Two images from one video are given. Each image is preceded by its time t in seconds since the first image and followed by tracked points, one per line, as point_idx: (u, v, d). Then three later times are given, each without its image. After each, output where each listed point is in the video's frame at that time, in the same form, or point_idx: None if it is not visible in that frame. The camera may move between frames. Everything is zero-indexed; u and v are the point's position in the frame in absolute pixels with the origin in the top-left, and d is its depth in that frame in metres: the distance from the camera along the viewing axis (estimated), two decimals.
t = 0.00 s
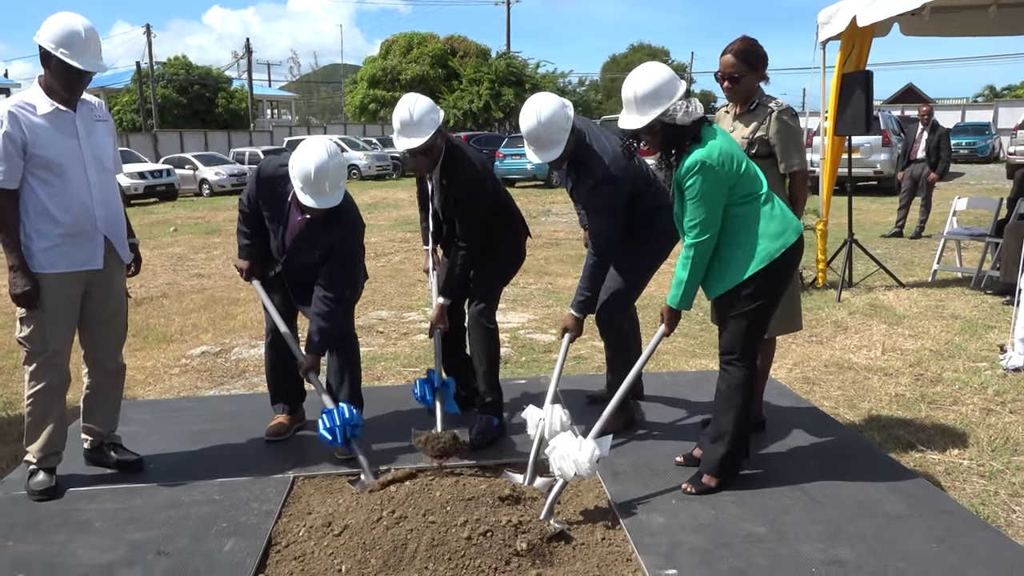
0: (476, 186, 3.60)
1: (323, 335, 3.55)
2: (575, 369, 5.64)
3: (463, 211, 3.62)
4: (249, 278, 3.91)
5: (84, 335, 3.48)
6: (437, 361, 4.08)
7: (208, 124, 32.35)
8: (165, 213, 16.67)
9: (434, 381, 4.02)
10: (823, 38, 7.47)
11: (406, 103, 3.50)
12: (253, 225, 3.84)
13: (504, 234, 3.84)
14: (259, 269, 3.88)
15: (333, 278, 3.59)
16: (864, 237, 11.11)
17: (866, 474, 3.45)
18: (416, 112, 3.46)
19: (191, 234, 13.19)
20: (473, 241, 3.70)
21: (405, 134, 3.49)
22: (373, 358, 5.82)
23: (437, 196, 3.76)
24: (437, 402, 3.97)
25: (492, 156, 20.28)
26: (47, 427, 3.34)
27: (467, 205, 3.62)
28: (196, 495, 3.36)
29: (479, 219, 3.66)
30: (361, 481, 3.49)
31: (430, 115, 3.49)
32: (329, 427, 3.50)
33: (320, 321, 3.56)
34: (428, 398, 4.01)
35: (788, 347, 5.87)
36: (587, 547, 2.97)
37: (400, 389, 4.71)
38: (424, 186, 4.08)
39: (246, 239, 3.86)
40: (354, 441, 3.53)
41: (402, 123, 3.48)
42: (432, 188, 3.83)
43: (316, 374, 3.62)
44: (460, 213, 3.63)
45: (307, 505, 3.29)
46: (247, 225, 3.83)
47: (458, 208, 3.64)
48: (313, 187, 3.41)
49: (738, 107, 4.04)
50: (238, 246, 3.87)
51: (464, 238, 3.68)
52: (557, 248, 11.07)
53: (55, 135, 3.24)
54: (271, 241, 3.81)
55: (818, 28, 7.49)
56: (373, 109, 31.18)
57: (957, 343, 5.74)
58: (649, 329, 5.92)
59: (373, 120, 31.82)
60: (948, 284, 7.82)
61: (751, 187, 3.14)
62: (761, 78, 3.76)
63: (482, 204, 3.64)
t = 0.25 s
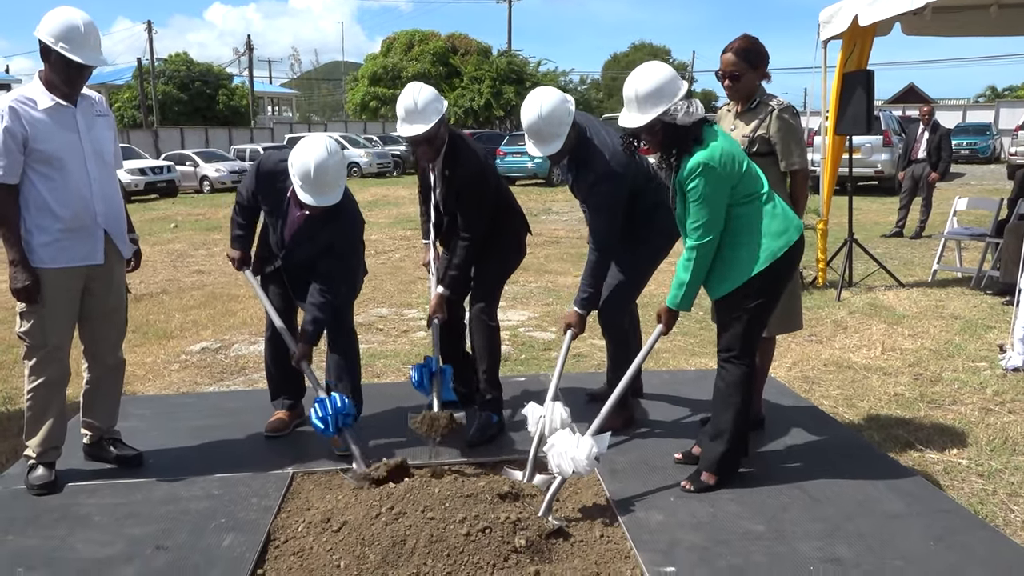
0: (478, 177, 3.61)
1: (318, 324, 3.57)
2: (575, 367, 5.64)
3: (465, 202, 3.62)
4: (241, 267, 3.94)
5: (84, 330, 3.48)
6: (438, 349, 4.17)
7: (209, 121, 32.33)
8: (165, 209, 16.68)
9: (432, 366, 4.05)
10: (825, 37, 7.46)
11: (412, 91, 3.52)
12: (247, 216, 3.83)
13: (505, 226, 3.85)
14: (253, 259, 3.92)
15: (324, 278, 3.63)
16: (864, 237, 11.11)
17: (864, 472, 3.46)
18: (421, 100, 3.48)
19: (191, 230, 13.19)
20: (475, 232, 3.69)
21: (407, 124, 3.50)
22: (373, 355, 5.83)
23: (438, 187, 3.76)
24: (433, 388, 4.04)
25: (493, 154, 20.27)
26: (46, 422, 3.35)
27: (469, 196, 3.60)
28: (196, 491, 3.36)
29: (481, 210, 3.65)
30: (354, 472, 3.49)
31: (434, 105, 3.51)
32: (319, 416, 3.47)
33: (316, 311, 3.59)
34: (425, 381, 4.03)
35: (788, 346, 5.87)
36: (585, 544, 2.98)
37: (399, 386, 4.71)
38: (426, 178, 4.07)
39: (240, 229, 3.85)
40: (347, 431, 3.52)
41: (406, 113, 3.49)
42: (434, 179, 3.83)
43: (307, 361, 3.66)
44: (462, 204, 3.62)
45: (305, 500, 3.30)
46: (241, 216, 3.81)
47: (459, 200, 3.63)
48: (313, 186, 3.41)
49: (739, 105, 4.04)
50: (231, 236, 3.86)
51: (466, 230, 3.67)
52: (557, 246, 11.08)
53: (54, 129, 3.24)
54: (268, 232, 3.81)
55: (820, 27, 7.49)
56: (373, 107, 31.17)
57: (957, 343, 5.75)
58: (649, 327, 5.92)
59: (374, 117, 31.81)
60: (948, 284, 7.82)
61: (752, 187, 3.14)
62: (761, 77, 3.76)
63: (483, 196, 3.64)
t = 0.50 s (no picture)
0: (482, 166, 3.64)
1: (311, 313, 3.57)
2: (572, 369, 5.64)
3: (467, 191, 3.64)
4: (234, 254, 3.97)
5: (81, 325, 3.47)
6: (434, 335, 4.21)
7: (209, 118, 32.31)
8: (164, 205, 16.66)
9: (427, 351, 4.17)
10: (826, 43, 7.47)
11: (417, 81, 3.61)
12: (241, 205, 3.83)
13: (505, 219, 3.85)
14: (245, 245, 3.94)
15: (320, 277, 3.59)
16: (862, 244, 11.11)
17: (859, 479, 3.46)
18: (426, 87, 3.55)
19: (189, 226, 13.18)
20: (476, 223, 3.70)
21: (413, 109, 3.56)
22: (369, 354, 5.81)
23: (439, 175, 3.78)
24: (426, 373, 4.16)
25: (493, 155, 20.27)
26: (41, 417, 3.34)
27: (471, 183, 3.63)
28: (190, 488, 3.35)
29: (484, 198, 3.67)
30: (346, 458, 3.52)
31: (439, 92, 3.57)
32: (307, 404, 3.61)
33: (310, 300, 3.58)
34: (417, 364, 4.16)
35: (785, 352, 5.87)
36: (579, 547, 2.97)
37: (394, 386, 4.70)
38: (428, 168, 4.09)
39: (234, 218, 3.85)
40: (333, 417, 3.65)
41: (411, 100, 3.57)
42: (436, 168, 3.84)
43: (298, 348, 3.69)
44: (465, 192, 3.65)
45: (300, 499, 3.28)
46: (235, 203, 3.82)
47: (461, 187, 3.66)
48: (308, 181, 3.42)
49: (741, 110, 4.04)
50: (224, 223, 3.85)
51: (467, 220, 3.68)
52: (556, 248, 11.08)
53: (54, 122, 3.23)
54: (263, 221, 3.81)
55: (822, 33, 7.50)
56: (374, 106, 31.17)
57: (954, 351, 5.75)
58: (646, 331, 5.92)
59: (374, 117, 31.80)
60: (946, 292, 7.83)
61: (747, 198, 3.12)
62: (763, 81, 3.76)
63: (485, 185, 3.66)
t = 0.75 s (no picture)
0: (488, 161, 3.62)
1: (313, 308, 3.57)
2: (575, 371, 5.63)
3: (473, 185, 3.63)
4: (238, 251, 3.95)
5: (85, 327, 3.48)
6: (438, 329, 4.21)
7: (213, 119, 32.38)
8: (168, 207, 16.70)
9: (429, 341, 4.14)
10: (830, 45, 7.46)
11: (424, 71, 3.61)
12: (244, 204, 3.85)
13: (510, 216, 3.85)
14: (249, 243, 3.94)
15: (320, 273, 3.61)
16: (866, 245, 11.09)
17: (864, 482, 3.45)
18: (435, 77, 3.55)
19: (194, 228, 13.20)
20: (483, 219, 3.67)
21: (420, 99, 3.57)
22: (373, 356, 5.81)
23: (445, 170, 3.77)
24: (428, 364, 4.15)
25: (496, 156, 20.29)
26: (46, 418, 3.34)
27: (476, 177, 3.61)
28: (194, 490, 3.35)
29: (490, 193, 3.66)
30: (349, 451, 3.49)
31: (448, 84, 3.58)
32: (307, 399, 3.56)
33: (312, 295, 3.59)
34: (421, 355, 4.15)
35: (789, 354, 5.85)
36: (584, 549, 2.96)
37: (398, 388, 4.69)
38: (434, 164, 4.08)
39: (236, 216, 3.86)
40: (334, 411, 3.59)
41: (419, 91, 3.57)
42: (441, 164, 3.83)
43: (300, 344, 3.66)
44: (471, 187, 3.64)
45: (303, 501, 3.28)
46: (237, 200, 3.83)
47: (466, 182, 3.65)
48: (308, 180, 3.42)
49: (746, 111, 4.03)
50: (226, 221, 3.88)
51: (473, 215, 3.66)
52: (559, 250, 11.08)
53: (58, 124, 3.24)
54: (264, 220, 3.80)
55: (826, 35, 7.49)
56: (378, 108, 31.22)
57: (959, 353, 5.73)
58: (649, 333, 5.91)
59: (378, 118, 31.84)
60: (951, 294, 7.81)
61: (744, 208, 3.11)
62: (767, 83, 3.76)
63: (492, 181, 3.64)
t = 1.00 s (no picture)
0: (501, 153, 3.71)
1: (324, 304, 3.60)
2: (584, 372, 5.62)
3: (487, 177, 3.72)
4: (252, 250, 3.95)
5: (96, 325, 3.49)
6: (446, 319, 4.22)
7: (225, 118, 32.51)
8: (180, 205, 16.77)
9: (435, 331, 4.03)
10: (843, 47, 7.42)
11: (440, 63, 3.70)
12: (254, 203, 3.85)
13: (520, 211, 3.89)
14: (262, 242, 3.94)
15: (331, 272, 3.63)
16: (878, 248, 11.02)
17: (874, 487, 3.43)
18: (451, 69, 3.65)
19: (205, 226, 13.26)
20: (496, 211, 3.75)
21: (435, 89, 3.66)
22: (382, 355, 5.82)
23: (455, 164, 3.85)
24: (435, 354, 4.06)
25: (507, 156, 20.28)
26: (57, 415, 3.36)
27: (490, 169, 3.71)
28: (203, 488, 3.36)
29: (504, 184, 3.74)
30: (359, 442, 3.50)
31: (462, 75, 3.66)
32: (318, 392, 3.57)
33: (323, 292, 3.62)
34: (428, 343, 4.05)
35: (799, 357, 5.82)
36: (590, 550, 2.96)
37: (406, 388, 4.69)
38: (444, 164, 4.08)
39: (246, 215, 3.85)
40: (345, 404, 3.61)
41: (435, 81, 3.66)
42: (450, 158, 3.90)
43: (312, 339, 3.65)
44: (484, 180, 3.74)
45: (312, 501, 3.28)
46: (248, 200, 3.84)
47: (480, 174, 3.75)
48: (314, 175, 3.45)
49: (758, 113, 4.01)
50: (239, 221, 3.87)
51: (487, 206, 3.74)
52: (569, 250, 11.06)
53: (71, 122, 3.25)
54: (273, 219, 3.82)
55: (839, 37, 7.46)
56: (389, 107, 31.29)
57: (971, 358, 5.69)
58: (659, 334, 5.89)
59: (388, 118, 31.90)
60: (963, 298, 7.76)
61: (747, 215, 3.10)
62: (780, 85, 3.73)
63: (505, 174, 3.73)
